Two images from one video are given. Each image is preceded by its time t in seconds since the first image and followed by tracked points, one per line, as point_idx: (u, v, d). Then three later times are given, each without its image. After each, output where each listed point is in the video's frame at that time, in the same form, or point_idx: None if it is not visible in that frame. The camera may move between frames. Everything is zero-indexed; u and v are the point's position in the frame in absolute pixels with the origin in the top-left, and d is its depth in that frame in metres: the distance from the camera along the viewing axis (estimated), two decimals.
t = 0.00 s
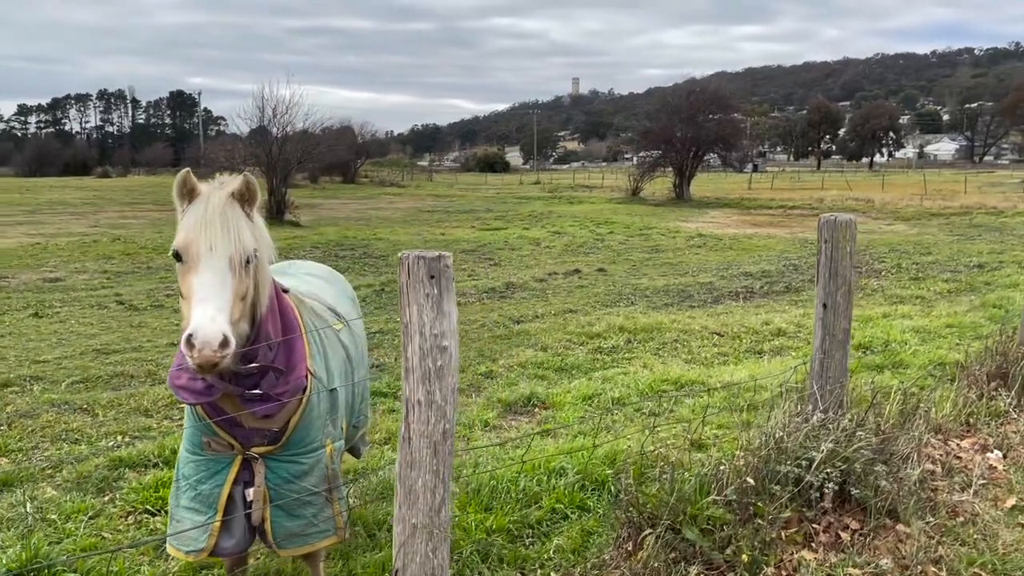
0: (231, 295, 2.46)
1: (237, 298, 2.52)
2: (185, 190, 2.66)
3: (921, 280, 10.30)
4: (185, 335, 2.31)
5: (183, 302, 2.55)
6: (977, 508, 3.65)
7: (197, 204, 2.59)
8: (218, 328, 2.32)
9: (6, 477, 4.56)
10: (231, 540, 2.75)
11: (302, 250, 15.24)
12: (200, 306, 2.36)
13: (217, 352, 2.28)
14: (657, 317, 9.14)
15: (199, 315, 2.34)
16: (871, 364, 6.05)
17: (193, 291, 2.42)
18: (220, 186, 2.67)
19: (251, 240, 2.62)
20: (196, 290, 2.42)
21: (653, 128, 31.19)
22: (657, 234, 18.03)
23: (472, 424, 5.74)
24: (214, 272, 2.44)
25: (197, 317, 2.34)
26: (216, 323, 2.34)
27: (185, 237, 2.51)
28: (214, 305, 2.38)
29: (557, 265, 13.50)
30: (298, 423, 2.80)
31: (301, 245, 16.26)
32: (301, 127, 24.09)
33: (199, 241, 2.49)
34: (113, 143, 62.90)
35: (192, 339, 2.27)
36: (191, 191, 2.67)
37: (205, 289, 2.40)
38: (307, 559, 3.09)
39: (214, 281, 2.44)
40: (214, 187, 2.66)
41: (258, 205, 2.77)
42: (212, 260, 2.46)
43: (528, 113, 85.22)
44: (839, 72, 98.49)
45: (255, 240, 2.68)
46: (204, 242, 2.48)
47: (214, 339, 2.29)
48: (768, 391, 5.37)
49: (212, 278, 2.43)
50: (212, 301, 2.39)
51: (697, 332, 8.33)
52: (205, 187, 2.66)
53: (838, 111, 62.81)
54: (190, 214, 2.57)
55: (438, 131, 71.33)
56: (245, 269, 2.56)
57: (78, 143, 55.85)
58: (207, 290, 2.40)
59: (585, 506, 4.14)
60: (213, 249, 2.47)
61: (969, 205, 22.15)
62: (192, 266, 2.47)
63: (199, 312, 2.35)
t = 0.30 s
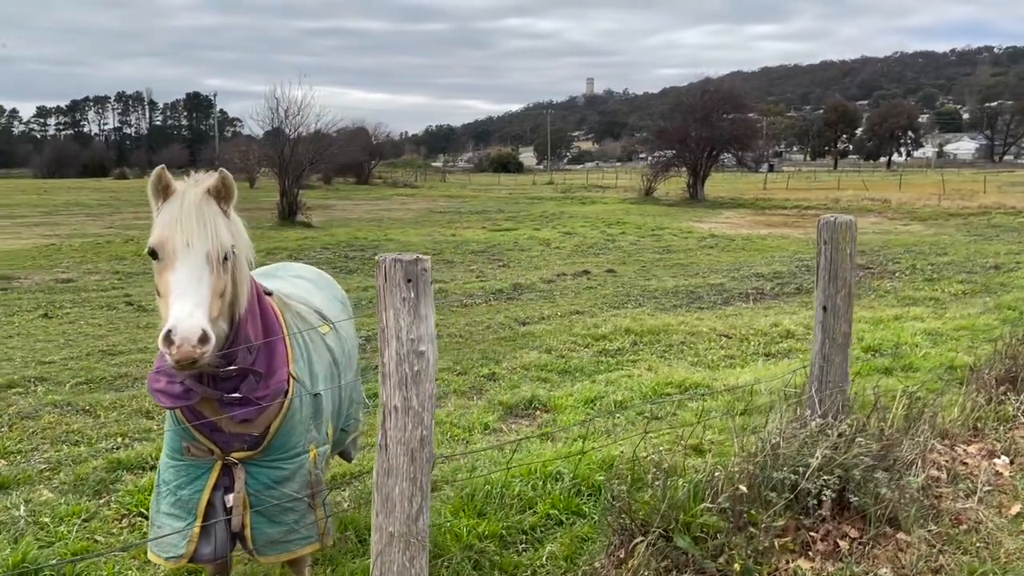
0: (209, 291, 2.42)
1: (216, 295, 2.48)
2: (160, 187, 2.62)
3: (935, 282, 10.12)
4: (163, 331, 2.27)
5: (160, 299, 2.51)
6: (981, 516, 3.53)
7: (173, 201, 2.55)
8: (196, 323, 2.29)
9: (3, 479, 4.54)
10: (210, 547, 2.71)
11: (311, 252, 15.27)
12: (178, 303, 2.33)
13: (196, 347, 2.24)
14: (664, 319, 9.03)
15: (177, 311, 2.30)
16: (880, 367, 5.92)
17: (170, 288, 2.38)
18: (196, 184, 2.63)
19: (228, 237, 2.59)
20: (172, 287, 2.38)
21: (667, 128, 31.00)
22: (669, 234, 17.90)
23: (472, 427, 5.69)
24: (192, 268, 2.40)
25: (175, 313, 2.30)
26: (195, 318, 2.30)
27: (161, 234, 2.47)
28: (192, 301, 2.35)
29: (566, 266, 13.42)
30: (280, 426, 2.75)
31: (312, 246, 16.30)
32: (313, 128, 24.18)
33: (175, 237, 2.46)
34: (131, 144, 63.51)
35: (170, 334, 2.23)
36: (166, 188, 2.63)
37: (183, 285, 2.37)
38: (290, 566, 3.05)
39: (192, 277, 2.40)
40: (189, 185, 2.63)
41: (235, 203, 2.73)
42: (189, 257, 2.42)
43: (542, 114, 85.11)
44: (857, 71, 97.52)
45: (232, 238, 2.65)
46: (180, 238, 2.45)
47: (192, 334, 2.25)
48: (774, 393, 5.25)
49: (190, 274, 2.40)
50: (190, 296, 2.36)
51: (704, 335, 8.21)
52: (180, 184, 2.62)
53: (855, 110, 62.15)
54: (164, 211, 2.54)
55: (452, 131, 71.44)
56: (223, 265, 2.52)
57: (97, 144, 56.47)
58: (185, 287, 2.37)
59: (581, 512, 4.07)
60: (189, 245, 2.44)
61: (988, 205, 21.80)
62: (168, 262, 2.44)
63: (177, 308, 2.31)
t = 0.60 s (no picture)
0: (180, 291, 2.40)
1: (188, 296, 2.46)
2: (132, 188, 2.62)
3: (951, 282, 9.92)
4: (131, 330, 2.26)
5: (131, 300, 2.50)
6: (984, 523, 3.43)
7: (145, 202, 2.54)
8: (165, 323, 2.28)
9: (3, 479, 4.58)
10: (191, 553, 2.69)
11: (323, 251, 15.31)
12: (148, 302, 2.32)
13: (164, 347, 2.23)
14: (672, 319, 8.94)
15: (146, 310, 2.29)
16: (889, 369, 5.79)
17: (140, 288, 2.37)
18: (169, 184, 2.62)
19: (202, 237, 2.57)
20: (142, 287, 2.37)
21: (683, 126, 30.75)
22: (683, 233, 17.75)
23: (472, 429, 5.65)
24: (163, 268, 2.40)
25: (144, 312, 2.29)
26: (164, 318, 2.29)
27: (132, 235, 2.46)
28: (162, 301, 2.34)
29: (577, 266, 13.34)
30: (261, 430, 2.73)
31: (324, 246, 16.36)
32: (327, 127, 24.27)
33: (146, 237, 2.45)
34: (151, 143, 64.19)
35: (138, 333, 2.22)
36: (138, 188, 2.62)
37: (153, 285, 2.36)
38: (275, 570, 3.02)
39: (162, 277, 2.39)
40: (162, 186, 2.62)
41: (210, 203, 2.72)
42: (160, 257, 2.41)
43: (559, 112, 84.90)
44: (878, 67, 96.22)
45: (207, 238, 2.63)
46: (151, 238, 2.44)
47: (160, 333, 2.24)
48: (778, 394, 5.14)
49: (160, 274, 2.39)
50: (160, 296, 2.35)
51: (711, 336, 8.11)
52: (153, 185, 2.62)
53: (876, 108, 61.33)
54: (136, 212, 2.53)
55: (468, 130, 71.48)
56: (195, 266, 2.50)
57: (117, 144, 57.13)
58: (155, 286, 2.36)
59: (575, 516, 4.01)
60: (160, 244, 2.43)
61: (1009, 204, 21.39)
62: (139, 263, 2.42)
63: (146, 307, 2.30)
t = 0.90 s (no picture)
0: (159, 283, 2.41)
1: (169, 288, 2.46)
2: (110, 181, 2.61)
3: (967, 279, 9.75)
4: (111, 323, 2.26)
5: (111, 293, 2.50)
6: (988, 526, 3.33)
7: (123, 194, 2.54)
8: (145, 315, 2.28)
9: (4, 474, 4.62)
10: (174, 550, 2.68)
11: (335, 248, 15.36)
12: (127, 295, 2.32)
13: (145, 339, 2.23)
14: (681, 317, 8.85)
15: (125, 303, 2.29)
16: (899, 367, 5.68)
17: (119, 281, 2.37)
18: (147, 177, 2.62)
19: (181, 230, 2.57)
20: (121, 280, 2.37)
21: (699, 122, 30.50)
22: (697, 230, 17.61)
23: (475, 426, 5.61)
24: (142, 261, 2.40)
25: (124, 304, 2.30)
26: (144, 310, 2.29)
27: (110, 227, 2.46)
28: (141, 294, 2.34)
29: (589, 262, 13.27)
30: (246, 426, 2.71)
31: (338, 242, 16.43)
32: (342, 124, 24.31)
33: (124, 230, 2.45)
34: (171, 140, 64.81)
35: (117, 325, 2.22)
36: (116, 181, 2.62)
37: (132, 277, 2.36)
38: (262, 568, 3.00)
39: (141, 270, 2.39)
40: (140, 179, 2.61)
41: (190, 196, 2.71)
42: (139, 250, 2.41)
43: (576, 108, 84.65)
44: (900, 62, 94.90)
45: (187, 231, 2.63)
46: (130, 230, 2.44)
47: (141, 325, 2.24)
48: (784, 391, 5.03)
49: (140, 267, 2.39)
50: (139, 289, 2.35)
51: (720, 333, 8.01)
52: (131, 178, 2.61)
53: (897, 103, 60.51)
54: (114, 205, 2.53)
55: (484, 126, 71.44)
56: (175, 258, 2.50)
57: (137, 141, 57.78)
58: (134, 280, 2.36)
59: (571, 516, 3.98)
60: (139, 237, 2.43)
61: None
62: (118, 255, 2.42)
63: (126, 301, 2.31)
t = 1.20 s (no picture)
0: (157, 275, 2.39)
1: (166, 280, 2.44)
2: (106, 172, 2.59)
3: (987, 275, 9.57)
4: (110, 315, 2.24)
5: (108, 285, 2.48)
6: (1002, 526, 3.24)
7: (120, 185, 2.52)
8: (144, 307, 2.26)
9: (14, 467, 4.65)
10: (169, 546, 2.66)
11: (349, 244, 15.40)
12: (125, 288, 2.30)
13: (144, 331, 2.21)
14: (694, 312, 8.77)
15: (124, 295, 2.27)
16: (915, 364, 5.56)
17: (116, 273, 2.35)
18: (143, 168, 2.59)
19: (178, 221, 2.54)
20: (119, 272, 2.35)
21: (716, 116, 30.26)
22: (714, 225, 17.47)
23: (484, 422, 5.57)
24: (140, 253, 2.38)
25: (122, 297, 2.27)
26: (143, 302, 2.27)
27: (107, 219, 2.44)
28: (138, 287, 2.32)
29: (603, 258, 13.19)
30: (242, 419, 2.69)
31: (352, 236, 16.47)
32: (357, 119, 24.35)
33: (121, 221, 2.42)
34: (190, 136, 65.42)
35: (116, 317, 2.20)
36: (113, 172, 2.60)
37: (130, 270, 2.34)
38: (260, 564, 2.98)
39: (139, 263, 2.37)
40: (137, 170, 2.59)
41: (187, 188, 2.69)
42: (137, 241, 2.40)
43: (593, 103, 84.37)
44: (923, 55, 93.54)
45: (184, 223, 2.61)
46: (127, 221, 2.42)
47: (140, 317, 2.22)
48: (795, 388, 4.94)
49: (137, 259, 2.37)
50: (137, 281, 2.33)
51: (734, 329, 7.92)
52: (127, 169, 2.59)
53: (918, 97, 59.69)
54: (110, 196, 2.51)
55: (501, 121, 71.35)
56: (173, 250, 2.48)
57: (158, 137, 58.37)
58: (133, 272, 2.34)
59: (576, 512, 3.93)
60: (136, 229, 2.41)
61: None
62: (115, 247, 2.40)
63: (124, 293, 2.29)
